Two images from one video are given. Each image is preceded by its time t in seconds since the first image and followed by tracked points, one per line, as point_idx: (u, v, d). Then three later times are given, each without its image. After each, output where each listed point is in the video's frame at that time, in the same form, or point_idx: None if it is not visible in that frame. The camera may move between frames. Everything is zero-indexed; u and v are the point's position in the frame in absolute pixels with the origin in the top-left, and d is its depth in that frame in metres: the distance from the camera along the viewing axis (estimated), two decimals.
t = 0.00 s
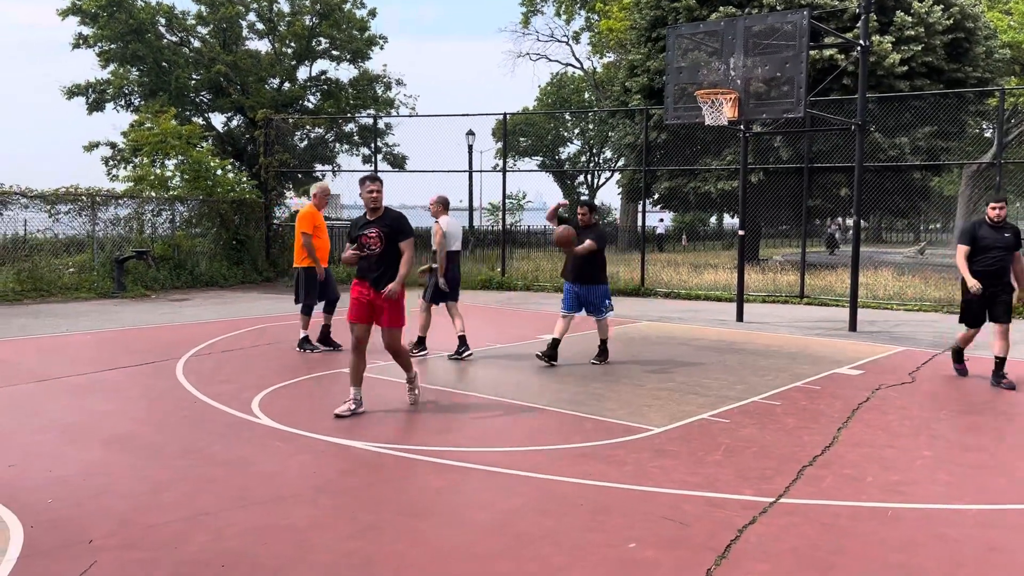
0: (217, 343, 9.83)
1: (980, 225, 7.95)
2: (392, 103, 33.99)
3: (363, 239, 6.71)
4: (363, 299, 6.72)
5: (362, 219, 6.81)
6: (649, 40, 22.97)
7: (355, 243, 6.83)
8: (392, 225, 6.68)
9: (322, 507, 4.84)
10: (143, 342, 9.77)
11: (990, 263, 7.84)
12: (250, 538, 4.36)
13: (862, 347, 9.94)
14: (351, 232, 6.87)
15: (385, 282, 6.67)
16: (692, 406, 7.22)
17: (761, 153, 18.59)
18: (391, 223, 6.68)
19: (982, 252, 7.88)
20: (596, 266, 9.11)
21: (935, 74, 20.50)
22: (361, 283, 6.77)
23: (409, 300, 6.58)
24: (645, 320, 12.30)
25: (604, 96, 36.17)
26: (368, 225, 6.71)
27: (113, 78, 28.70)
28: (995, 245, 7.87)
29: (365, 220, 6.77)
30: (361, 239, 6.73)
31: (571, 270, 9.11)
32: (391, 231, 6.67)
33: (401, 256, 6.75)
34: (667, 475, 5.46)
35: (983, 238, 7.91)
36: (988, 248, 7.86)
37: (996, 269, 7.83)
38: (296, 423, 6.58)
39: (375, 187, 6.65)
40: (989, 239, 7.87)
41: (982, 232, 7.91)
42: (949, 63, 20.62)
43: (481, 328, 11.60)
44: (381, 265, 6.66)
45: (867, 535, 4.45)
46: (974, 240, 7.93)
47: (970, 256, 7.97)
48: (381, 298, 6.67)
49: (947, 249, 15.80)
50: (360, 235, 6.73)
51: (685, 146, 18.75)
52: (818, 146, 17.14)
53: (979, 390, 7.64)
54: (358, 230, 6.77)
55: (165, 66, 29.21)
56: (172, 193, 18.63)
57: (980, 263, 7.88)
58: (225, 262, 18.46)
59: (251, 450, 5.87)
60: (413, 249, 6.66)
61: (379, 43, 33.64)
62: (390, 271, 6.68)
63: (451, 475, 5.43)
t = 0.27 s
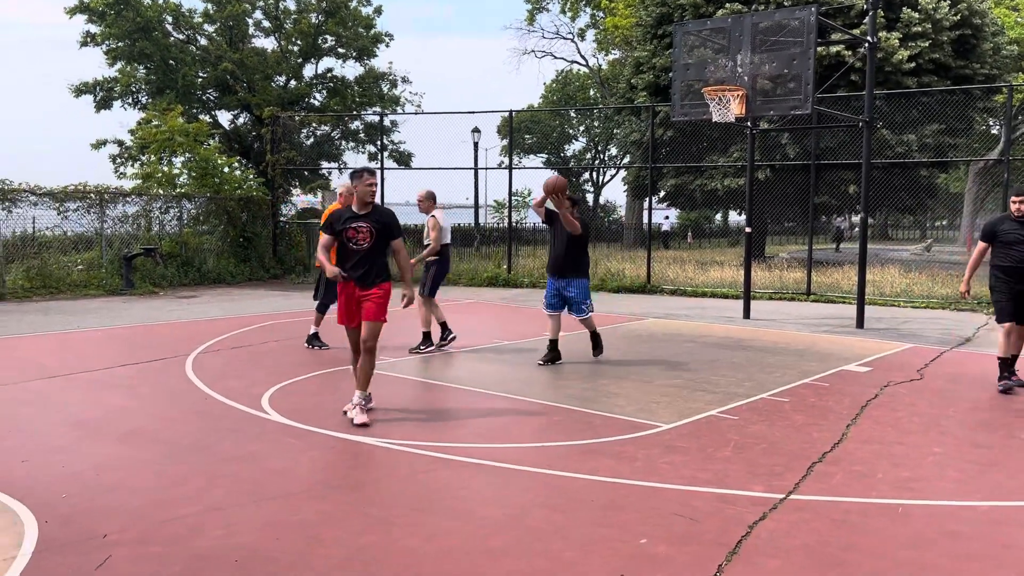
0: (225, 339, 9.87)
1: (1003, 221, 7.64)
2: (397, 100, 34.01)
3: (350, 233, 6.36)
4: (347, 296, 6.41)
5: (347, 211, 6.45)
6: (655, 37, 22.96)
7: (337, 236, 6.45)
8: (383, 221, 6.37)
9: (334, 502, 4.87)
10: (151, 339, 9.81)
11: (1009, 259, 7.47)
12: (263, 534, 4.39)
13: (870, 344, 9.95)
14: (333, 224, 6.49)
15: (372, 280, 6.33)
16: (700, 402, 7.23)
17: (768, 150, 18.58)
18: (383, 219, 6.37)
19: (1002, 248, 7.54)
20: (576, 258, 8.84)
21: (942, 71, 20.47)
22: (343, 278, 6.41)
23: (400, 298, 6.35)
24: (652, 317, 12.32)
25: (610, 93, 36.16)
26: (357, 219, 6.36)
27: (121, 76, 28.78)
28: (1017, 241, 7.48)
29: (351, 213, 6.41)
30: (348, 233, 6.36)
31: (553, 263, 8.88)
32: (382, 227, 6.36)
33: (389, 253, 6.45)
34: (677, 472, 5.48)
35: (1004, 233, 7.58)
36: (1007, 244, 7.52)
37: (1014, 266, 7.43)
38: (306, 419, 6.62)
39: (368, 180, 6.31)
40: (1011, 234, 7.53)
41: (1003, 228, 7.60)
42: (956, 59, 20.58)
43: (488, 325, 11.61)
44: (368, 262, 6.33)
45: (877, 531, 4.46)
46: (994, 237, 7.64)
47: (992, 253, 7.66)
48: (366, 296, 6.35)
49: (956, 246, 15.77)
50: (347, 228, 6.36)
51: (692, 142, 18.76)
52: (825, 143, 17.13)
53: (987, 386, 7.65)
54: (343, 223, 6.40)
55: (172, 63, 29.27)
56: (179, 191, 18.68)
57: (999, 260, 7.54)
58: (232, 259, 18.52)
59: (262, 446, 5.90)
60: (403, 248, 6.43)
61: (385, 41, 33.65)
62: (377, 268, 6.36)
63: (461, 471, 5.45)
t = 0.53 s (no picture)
0: (231, 338, 9.89)
1: (1013, 224, 7.51)
2: (402, 98, 34.01)
3: (346, 232, 6.15)
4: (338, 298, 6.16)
5: (340, 209, 6.24)
6: (660, 36, 22.93)
7: (329, 234, 6.19)
8: (379, 222, 6.30)
9: (340, 501, 4.87)
10: (157, 337, 9.83)
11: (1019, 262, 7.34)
12: (270, 532, 4.39)
13: (876, 343, 9.92)
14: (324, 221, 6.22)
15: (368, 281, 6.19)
16: (706, 402, 7.22)
17: (774, 149, 18.55)
18: (379, 220, 6.30)
19: (1011, 252, 7.42)
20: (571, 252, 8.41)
21: (948, 69, 20.41)
22: (334, 278, 6.16)
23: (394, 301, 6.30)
24: (657, 316, 12.30)
25: (615, 91, 36.12)
26: (354, 218, 6.19)
27: (127, 75, 28.84)
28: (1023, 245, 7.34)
29: (346, 211, 6.23)
30: (343, 231, 6.15)
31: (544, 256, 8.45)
32: (378, 228, 6.28)
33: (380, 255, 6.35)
34: (683, 471, 5.46)
35: (1012, 237, 7.46)
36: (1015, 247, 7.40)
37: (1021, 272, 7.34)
38: (312, 418, 6.62)
39: (369, 178, 6.21)
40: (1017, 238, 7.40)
41: (1011, 231, 7.48)
42: (963, 57, 20.52)
43: (493, 324, 11.60)
44: (364, 262, 6.17)
45: (884, 531, 4.45)
46: (1004, 241, 7.53)
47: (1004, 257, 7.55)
48: (360, 297, 6.18)
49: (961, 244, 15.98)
50: (343, 226, 6.16)
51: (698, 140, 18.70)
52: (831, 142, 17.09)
53: (995, 386, 7.62)
54: (338, 221, 6.18)
55: (178, 62, 29.31)
56: (185, 189, 18.72)
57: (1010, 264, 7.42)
58: (237, 258, 18.56)
59: (267, 445, 5.91)
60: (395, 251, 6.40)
61: (390, 40, 33.65)
62: (372, 269, 6.22)
63: (467, 470, 5.45)
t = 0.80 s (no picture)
0: (236, 337, 9.91)
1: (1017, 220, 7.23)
2: (407, 98, 34.04)
3: (345, 232, 6.14)
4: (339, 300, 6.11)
5: (333, 208, 6.14)
6: (665, 35, 22.91)
7: (326, 234, 6.08)
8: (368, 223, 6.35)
9: (345, 500, 4.88)
10: (163, 336, 9.87)
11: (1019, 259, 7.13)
12: (275, 531, 4.41)
13: (881, 343, 9.91)
14: (319, 219, 6.06)
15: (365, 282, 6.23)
16: (710, 402, 7.21)
17: (780, 149, 18.54)
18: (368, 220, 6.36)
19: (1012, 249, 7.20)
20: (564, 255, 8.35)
21: (955, 68, 20.37)
22: (334, 278, 6.07)
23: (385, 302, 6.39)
24: (662, 316, 12.29)
25: (620, 91, 36.14)
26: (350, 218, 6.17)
27: (133, 74, 28.93)
28: None
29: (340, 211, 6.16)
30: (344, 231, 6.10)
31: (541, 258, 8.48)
32: (368, 227, 6.34)
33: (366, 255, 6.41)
34: (687, 471, 5.47)
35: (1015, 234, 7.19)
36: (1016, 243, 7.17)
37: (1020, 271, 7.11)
38: (317, 417, 6.63)
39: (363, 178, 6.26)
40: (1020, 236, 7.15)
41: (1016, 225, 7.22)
42: (969, 57, 20.47)
43: (498, 323, 11.61)
44: (362, 263, 6.20)
45: (889, 531, 4.44)
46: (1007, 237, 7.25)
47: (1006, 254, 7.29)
48: (359, 297, 6.18)
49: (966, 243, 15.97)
50: (343, 227, 6.11)
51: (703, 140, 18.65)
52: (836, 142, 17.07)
53: (1000, 386, 7.60)
54: (336, 220, 6.11)
55: (183, 62, 29.38)
56: (190, 188, 18.78)
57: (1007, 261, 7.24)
58: (242, 257, 18.60)
59: (272, 443, 5.92)
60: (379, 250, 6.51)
61: (396, 39, 33.69)
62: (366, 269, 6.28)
63: (471, 469, 5.46)
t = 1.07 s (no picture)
0: (243, 337, 9.94)
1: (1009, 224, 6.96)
2: (414, 98, 34.08)
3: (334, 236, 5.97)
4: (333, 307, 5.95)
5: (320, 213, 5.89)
6: (672, 35, 22.89)
7: (321, 239, 5.83)
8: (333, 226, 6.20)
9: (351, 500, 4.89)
10: (170, 335, 9.90)
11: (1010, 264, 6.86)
12: (281, 530, 4.41)
13: (889, 344, 9.88)
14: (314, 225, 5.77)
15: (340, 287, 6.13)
16: (717, 403, 7.20)
17: (788, 149, 18.50)
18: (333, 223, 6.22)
19: (1003, 254, 6.93)
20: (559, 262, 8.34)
21: (963, 69, 20.29)
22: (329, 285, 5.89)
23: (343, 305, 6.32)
24: (669, 317, 12.27)
25: (627, 91, 36.13)
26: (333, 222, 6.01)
27: (141, 74, 29.04)
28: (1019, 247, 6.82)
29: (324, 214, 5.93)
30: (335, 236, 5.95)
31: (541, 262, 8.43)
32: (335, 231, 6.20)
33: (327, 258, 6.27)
34: (693, 472, 5.46)
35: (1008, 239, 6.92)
36: (1008, 248, 6.90)
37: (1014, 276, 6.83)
38: (323, 417, 6.65)
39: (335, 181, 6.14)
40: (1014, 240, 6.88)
41: (1009, 229, 6.94)
42: (977, 57, 20.41)
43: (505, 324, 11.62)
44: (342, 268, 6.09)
45: (896, 533, 4.43)
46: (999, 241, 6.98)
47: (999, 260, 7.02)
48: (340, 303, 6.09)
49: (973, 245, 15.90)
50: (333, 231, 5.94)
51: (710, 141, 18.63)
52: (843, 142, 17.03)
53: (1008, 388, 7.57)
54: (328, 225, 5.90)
55: (191, 62, 29.47)
56: (197, 188, 18.83)
57: (998, 266, 6.98)
58: (249, 257, 18.66)
59: (279, 443, 5.93)
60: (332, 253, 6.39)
61: (402, 40, 33.73)
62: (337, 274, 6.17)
63: (477, 469, 5.46)
